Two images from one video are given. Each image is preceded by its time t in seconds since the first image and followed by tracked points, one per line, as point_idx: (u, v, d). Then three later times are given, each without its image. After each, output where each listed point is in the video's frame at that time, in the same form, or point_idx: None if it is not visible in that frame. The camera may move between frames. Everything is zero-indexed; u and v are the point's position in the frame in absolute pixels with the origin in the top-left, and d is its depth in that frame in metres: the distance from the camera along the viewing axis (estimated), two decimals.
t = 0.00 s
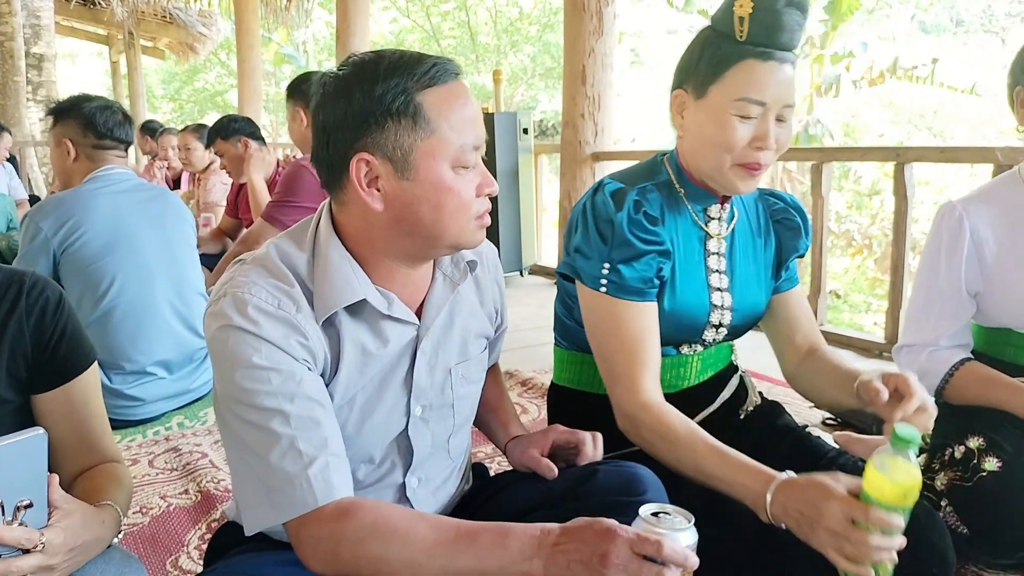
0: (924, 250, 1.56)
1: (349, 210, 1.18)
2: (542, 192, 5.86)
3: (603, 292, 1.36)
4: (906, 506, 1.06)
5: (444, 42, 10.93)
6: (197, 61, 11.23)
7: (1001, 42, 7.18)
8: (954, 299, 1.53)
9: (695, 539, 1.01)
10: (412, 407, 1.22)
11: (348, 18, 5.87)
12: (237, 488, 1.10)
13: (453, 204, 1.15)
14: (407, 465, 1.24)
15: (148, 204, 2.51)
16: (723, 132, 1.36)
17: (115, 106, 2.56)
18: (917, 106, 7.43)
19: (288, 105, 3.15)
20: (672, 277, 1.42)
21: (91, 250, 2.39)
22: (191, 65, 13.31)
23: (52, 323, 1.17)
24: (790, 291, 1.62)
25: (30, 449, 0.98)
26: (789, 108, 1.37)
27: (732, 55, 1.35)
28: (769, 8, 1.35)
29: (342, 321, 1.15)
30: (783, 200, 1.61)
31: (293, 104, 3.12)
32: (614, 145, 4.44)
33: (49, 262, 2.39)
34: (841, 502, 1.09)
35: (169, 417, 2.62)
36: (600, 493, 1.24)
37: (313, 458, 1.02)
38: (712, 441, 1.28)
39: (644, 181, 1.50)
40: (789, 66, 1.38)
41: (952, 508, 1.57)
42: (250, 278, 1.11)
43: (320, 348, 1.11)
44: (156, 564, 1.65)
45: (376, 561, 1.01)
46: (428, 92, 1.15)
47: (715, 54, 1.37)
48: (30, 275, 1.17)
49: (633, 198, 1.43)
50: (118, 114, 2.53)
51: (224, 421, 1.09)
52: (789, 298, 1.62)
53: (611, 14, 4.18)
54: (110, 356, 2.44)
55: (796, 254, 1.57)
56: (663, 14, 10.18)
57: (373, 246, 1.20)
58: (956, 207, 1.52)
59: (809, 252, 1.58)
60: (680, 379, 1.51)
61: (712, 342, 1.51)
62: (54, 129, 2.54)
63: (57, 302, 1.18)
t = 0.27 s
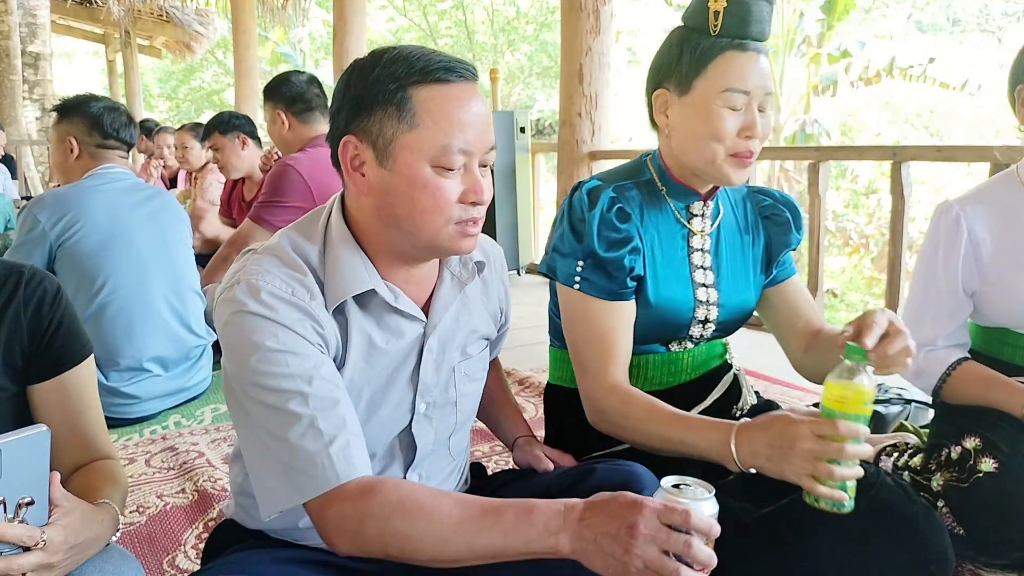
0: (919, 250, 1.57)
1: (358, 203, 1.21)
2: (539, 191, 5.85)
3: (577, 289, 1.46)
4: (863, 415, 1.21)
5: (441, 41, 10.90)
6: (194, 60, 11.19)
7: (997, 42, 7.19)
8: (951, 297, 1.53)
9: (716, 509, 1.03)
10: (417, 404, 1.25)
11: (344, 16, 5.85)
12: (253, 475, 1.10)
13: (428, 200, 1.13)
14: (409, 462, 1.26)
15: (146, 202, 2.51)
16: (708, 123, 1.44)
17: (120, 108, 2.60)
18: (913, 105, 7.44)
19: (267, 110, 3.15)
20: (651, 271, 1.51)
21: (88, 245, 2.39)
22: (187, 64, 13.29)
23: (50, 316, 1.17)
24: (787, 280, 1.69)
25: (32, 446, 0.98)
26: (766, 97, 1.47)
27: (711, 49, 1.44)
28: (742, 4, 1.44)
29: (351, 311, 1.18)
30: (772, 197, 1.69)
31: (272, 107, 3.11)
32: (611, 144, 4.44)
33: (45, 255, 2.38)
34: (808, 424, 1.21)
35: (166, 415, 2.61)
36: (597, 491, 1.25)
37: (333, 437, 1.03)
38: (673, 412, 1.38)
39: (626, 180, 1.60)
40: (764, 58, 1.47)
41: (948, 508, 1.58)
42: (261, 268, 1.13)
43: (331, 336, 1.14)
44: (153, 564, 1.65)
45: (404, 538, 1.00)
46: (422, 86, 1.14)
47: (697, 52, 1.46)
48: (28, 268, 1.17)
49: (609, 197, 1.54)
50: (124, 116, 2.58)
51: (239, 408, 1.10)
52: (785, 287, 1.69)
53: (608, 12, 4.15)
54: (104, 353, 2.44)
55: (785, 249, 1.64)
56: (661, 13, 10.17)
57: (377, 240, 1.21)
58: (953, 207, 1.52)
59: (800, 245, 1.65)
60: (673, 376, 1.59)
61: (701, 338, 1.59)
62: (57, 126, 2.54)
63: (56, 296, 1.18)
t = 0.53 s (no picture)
0: (921, 251, 1.57)
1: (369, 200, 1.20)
2: (538, 191, 5.85)
3: (570, 291, 1.48)
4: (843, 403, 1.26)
5: (440, 41, 10.89)
6: (193, 59, 11.18)
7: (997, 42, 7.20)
8: (953, 300, 1.53)
9: (718, 494, 1.06)
10: (417, 402, 1.25)
11: (344, 16, 5.85)
12: (258, 468, 1.10)
13: (448, 199, 1.15)
14: (409, 458, 1.27)
15: (146, 200, 2.52)
16: (714, 122, 1.47)
17: (121, 106, 2.60)
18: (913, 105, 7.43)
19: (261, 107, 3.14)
20: (644, 271, 1.51)
21: (89, 242, 2.39)
22: (187, 64, 13.29)
23: (54, 313, 1.17)
24: (782, 277, 1.72)
25: (36, 444, 0.97)
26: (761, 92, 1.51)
27: (711, 48, 1.47)
28: None
29: (356, 305, 1.18)
30: (762, 195, 1.70)
31: (267, 106, 3.10)
32: (611, 145, 4.44)
33: (44, 250, 2.37)
34: (794, 411, 1.25)
35: (165, 415, 2.61)
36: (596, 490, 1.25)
37: (340, 427, 1.03)
38: (656, 408, 1.40)
39: (618, 180, 1.60)
40: (757, 55, 1.52)
41: (947, 507, 1.57)
42: (267, 262, 1.14)
43: (335, 329, 1.14)
44: (153, 564, 1.64)
45: (411, 526, 1.00)
46: (439, 85, 1.15)
47: (700, 50, 1.48)
48: (33, 265, 1.17)
49: (599, 198, 1.53)
50: (125, 113, 2.57)
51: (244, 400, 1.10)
52: (779, 286, 1.72)
53: (607, 12, 4.14)
54: (101, 351, 2.43)
55: (779, 244, 1.65)
56: (661, 13, 10.16)
57: (387, 237, 1.22)
58: (955, 207, 1.52)
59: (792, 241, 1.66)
60: (669, 375, 1.60)
61: (696, 335, 1.60)
62: (60, 127, 2.55)
63: (60, 293, 1.18)
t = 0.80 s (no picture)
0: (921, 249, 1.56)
1: (373, 198, 1.20)
2: (537, 191, 5.84)
3: (568, 290, 1.48)
4: (838, 405, 1.26)
5: (439, 41, 10.89)
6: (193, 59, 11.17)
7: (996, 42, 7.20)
8: (950, 298, 1.53)
9: (719, 480, 1.07)
10: (416, 398, 1.25)
11: (343, 15, 5.84)
12: (262, 461, 1.10)
13: (477, 193, 1.17)
14: (408, 455, 1.27)
15: (147, 199, 2.52)
16: (699, 118, 1.48)
17: (109, 103, 2.61)
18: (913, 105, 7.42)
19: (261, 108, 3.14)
20: (643, 271, 1.51)
21: (90, 241, 2.39)
22: (186, 63, 13.28)
23: (54, 314, 1.17)
24: (778, 285, 1.71)
25: (29, 440, 0.97)
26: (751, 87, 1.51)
27: (692, 47, 1.48)
28: None
29: (358, 301, 1.18)
30: (761, 196, 1.70)
31: (265, 108, 3.12)
32: (610, 144, 4.44)
33: (44, 248, 2.37)
34: (789, 414, 1.25)
35: (164, 415, 2.61)
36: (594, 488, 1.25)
37: (344, 421, 1.03)
38: (654, 407, 1.40)
39: (618, 180, 1.60)
40: (744, 50, 1.51)
41: (944, 507, 1.59)
42: (268, 257, 1.14)
43: (337, 323, 1.14)
44: (150, 564, 1.64)
45: (416, 518, 1.00)
46: (456, 82, 1.16)
47: (677, 49, 1.49)
48: (34, 267, 1.17)
49: (599, 197, 1.53)
50: (111, 108, 2.58)
51: (247, 394, 1.10)
52: (773, 292, 1.72)
53: (606, 12, 4.14)
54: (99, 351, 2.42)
55: (777, 248, 1.65)
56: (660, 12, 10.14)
57: (387, 235, 1.22)
58: (956, 206, 1.51)
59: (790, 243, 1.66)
60: (669, 374, 1.60)
61: (695, 335, 1.59)
62: (54, 132, 2.58)
63: (61, 294, 1.18)
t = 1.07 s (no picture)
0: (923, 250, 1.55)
1: (369, 197, 1.20)
2: (534, 190, 5.84)
3: (566, 288, 1.47)
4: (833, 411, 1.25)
5: (437, 40, 10.88)
6: (191, 59, 11.15)
7: (994, 41, 7.21)
8: (952, 296, 1.52)
9: (722, 467, 1.06)
10: (413, 397, 1.25)
11: (341, 15, 5.84)
12: (263, 458, 1.10)
13: (455, 201, 1.15)
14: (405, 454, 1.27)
15: (145, 198, 2.52)
16: (679, 120, 1.48)
17: (97, 104, 2.61)
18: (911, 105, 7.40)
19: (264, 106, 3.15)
20: (641, 271, 1.51)
21: (87, 241, 2.38)
22: (183, 63, 13.26)
23: (50, 314, 1.17)
24: (772, 290, 1.71)
25: (23, 436, 0.96)
26: (738, 86, 1.49)
27: (669, 49, 1.50)
28: None
29: (356, 299, 1.18)
30: (760, 196, 1.70)
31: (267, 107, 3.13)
32: (607, 143, 4.44)
33: (42, 248, 2.37)
34: (785, 416, 1.25)
35: (162, 414, 2.60)
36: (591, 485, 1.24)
37: (346, 415, 1.03)
38: (649, 406, 1.40)
39: (616, 179, 1.60)
40: (731, 48, 1.49)
41: (941, 508, 1.59)
42: (265, 255, 1.14)
43: (335, 320, 1.15)
44: (146, 563, 1.64)
45: (422, 511, 1.01)
46: (454, 88, 1.15)
47: (657, 53, 1.52)
48: (31, 268, 1.18)
49: (598, 196, 1.54)
50: (98, 107, 2.58)
51: (247, 392, 1.10)
52: (766, 297, 1.71)
53: (603, 12, 4.13)
54: (97, 351, 2.42)
55: (775, 249, 1.65)
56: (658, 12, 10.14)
57: (383, 233, 1.22)
58: (960, 203, 1.50)
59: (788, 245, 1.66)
60: (665, 374, 1.60)
61: (693, 335, 1.59)
62: (47, 138, 2.59)
63: (57, 294, 1.18)
